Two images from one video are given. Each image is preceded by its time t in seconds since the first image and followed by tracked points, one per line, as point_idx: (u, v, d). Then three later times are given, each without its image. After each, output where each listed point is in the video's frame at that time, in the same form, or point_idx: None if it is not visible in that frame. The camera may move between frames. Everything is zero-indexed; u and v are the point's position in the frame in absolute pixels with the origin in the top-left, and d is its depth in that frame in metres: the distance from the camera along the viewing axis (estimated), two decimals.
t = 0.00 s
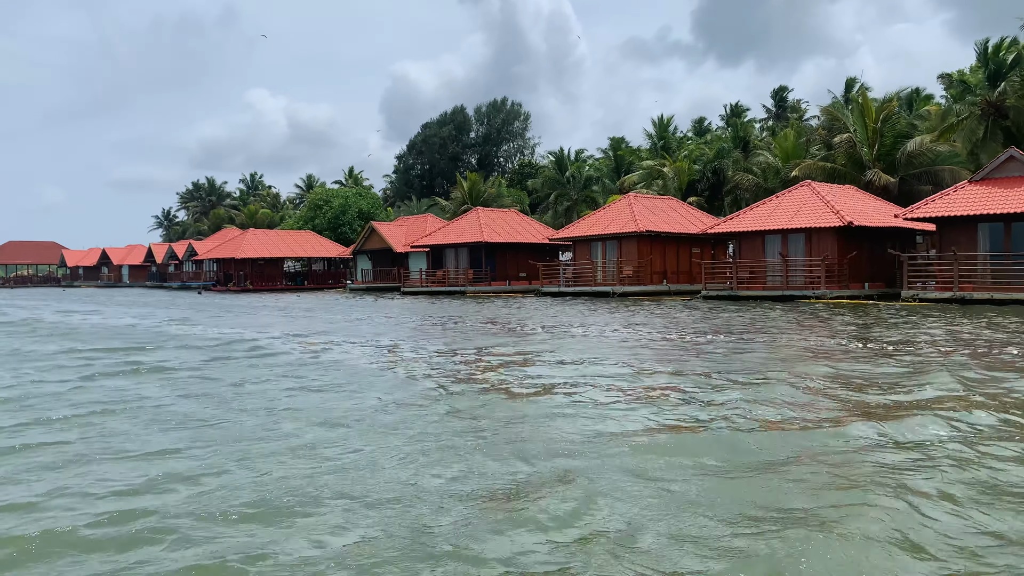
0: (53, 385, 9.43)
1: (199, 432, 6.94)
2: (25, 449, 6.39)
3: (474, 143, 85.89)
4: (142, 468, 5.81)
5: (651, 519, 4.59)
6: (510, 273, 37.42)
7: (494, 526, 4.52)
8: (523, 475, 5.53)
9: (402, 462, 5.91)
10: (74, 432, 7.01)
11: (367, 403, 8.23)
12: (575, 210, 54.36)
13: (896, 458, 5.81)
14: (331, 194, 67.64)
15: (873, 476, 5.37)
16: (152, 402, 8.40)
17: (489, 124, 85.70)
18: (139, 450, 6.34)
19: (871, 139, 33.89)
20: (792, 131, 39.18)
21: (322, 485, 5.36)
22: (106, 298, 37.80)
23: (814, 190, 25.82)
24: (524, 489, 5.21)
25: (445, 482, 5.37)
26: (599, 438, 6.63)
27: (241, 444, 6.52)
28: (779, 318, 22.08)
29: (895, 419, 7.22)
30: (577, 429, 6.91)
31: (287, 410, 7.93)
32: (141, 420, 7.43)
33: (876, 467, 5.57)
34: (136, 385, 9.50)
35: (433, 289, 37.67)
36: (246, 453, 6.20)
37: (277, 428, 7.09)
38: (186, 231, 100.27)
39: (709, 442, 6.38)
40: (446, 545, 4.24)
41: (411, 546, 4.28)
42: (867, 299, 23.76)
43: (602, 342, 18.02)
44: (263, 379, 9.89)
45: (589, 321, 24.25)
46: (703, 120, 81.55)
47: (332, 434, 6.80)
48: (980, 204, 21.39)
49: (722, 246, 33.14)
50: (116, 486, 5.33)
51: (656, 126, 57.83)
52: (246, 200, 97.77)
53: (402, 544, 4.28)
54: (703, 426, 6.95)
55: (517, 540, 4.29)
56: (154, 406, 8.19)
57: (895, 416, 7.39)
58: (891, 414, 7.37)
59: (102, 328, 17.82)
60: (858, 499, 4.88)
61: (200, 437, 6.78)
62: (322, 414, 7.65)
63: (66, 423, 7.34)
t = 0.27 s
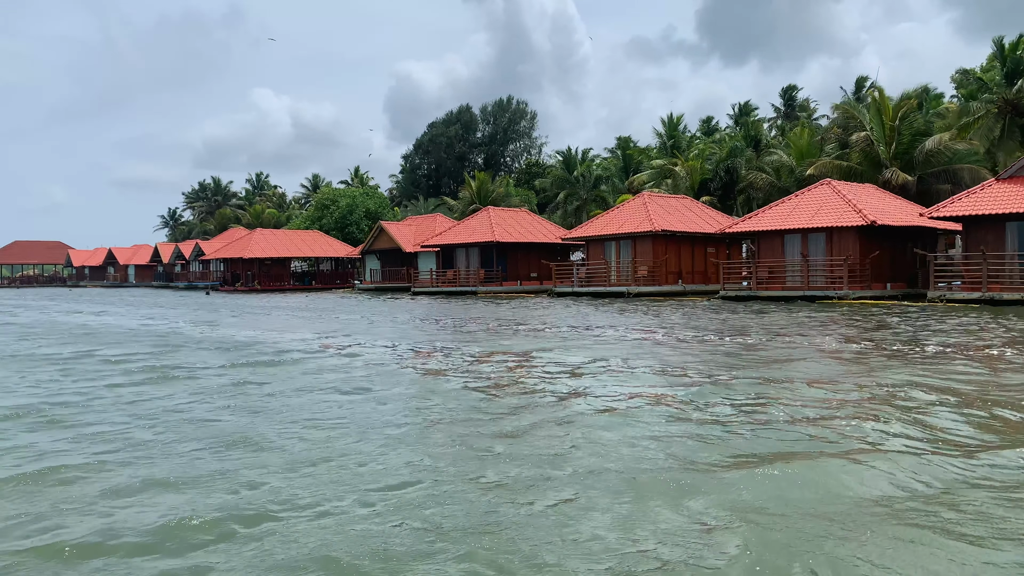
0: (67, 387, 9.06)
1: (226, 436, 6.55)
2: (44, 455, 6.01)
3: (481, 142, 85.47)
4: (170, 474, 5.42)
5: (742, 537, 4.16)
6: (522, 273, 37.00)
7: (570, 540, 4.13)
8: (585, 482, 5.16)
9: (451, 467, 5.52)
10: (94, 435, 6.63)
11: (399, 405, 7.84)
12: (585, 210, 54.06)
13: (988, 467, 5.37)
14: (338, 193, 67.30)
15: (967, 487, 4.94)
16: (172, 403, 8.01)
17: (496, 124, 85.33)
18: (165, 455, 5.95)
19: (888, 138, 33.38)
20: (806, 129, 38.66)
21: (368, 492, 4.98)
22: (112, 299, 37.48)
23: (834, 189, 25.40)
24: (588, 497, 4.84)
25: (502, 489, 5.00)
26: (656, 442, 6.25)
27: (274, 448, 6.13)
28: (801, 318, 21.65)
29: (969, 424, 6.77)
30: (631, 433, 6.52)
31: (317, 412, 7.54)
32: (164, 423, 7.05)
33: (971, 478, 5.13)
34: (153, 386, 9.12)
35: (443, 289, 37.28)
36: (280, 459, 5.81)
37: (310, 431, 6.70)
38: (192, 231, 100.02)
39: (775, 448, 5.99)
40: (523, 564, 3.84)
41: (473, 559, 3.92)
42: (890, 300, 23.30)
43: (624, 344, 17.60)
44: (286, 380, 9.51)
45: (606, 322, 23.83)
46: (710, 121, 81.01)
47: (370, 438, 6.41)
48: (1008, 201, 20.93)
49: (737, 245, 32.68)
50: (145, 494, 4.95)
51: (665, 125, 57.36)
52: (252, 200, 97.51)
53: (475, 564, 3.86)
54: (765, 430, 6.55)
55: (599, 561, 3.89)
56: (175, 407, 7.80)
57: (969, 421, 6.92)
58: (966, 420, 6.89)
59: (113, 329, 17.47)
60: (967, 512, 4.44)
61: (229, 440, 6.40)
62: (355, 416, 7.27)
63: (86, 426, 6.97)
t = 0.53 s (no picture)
0: (85, 391, 8.66)
1: (261, 446, 6.14)
2: (69, 467, 5.60)
3: (487, 143, 85.06)
4: (209, 489, 5.02)
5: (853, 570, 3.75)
6: (533, 274, 36.61)
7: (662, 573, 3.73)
8: (660, 500, 4.76)
9: (511, 482, 5.12)
10: (120, 444, 6.23)
11: (438, 412, 7.43)
12: (594, 210, 53.53)
13: None
14: (344, 194, 66.94)
15: None
16: (196, 409, 7.61)
17: (501, 124, 84.89)
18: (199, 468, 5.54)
19: (905, 135, 32.87)
20: (821, 127, 38.07)
21: (421, 510, 4.58)
22: (120, 301, 37.11)
23: (855, 187, 24.95)
24: (669, 519, 4.44)
25: (574, 509, 4.60)
26: (720, 454, 5.85)
27: (315, 460, 5.73)
28: (825, 319, 21.20)
29: None
30: (694, 445, 6.11)
31: (352, 420, 7.13)
32: (188, 431, 6.64)
33: None
34: (175, 389, 8.71)
35: (453, 290, 36.85)
36: (324, 472, 5.41)
37: (349, 441, 6.30)
38: (197, 233, 99.67)
39: (856, 461, 5.58)
40: None
41: None
42: (914, 300, 22.85)
43: (648, 346, 17.16)
44: (313, 384, 9.09)
45: (624, 323, 23.39)
46: (717, 120, 80.56)
47: (415, 448, 6.01)
48: None
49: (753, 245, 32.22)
50: (185, 512, 4.55)
51: (675, 125, 56.85)
52: (257, 201, 97.20)
53: None
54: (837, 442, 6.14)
55: None
56: (201, 413, 7.40)
57: None
58: None
59: (126, 332, 17.09)
60: None
61: (265, 451, 6.00)
62: (391, 424, 6.86)
63: (110, 435, 6.57)
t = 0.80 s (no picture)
0: (99, 398, 8.24)
1: (299, 458, 5.68)
2: (91, 484, 5.15)
3: (493, 144, 84.53)
4: (248, 509, 4.57)
5: None
6: (544, 276, 36.23)
7: None
8: (753, 523, 4.25)
9: (579, 501, 4.63)
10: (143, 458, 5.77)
11: (482, 420, 6.96)
12: (604, 211, 52.94)
13: None
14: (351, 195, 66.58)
15: None
16: (221, 419, 7.14)
17: (508, 125, 84.42)
18: (235, 483, 5.09)
19: (923, 135, 32.33)
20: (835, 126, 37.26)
21: (479, 531, 4.15)
22: (126, 303, 36.75)
23: (877, 186, 24.47)
24: (772, 545, 3.91)
25: (656, 533, 4.09)
26: (791, 463, 5.41)
27: (360, 473, 5.27)
28: (849, 321, 20.74)
29: None
30: (768, 455, 5.63)
31: (390, 430, 6.65)
32: (213, 441, 6.22)
33: None
34: (195, 397, 8.25)
35: (464, 292, 36.42)
36: (369, 490, 4.92)
37: (387, 451, 5.86)
38: (202, 235, 99.39)
39: (950, 473, 5.11)
40: None
41: None
42: (939, 302, 22.37)
43: (673, 348, 16.70)
44: (343, 391, 8.64)
45: (641, 325, 22.95)
46: (725, 120, 79.99)
47: (467, 460, 5.53)
48: None
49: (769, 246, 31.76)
50: (220, 534, 4.13)
51: (684, 125, 56.34)
52: (262, 203, 96.88)
53: None
54: (924, 451, 5.66)
55: None
56: (227, 423, 6.95)
57: None
58: None
59: (138, 335, 16.71)
60: None
61: (303, 466, 5.52)
62: (429, 432, 6.43)
63: (135, 447, 6.12)
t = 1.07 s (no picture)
0: (125, 410, 7.89)
1: (352, 481, 5.33)
2: (131, 515, 4.74)
3: (500, 145, 84.05)
4: (311, 544, 4.22)
5: None
6: (557, 277, 35.91)
7: None
8: (882, 573, 3.81)
9: (674, 541, 4.25)
10: (184, 483, 5.35)
11: (537, 436, 6.54)
12: (614, 212, 52.29)
13: None
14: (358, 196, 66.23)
15: None
16: (258, 435, 6.73)
17: (514, 126, 84.01)
18: (289, 516, 4.67)
19: (943, 135, 31.87)
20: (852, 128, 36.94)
21: None
22: (135, 305, 36.42)
23: (901, 187, 24.07)
24: None
25: None
26: (880, 490, 5.05)
27: (422, 501, 4.91)
28: (874, 324, 20.33)
29: None
30: (860, 482, 5.21)
31: (441, 449, 6.24)
32: (254, 462, 5.87)
33: None
34: (225, 409, 7.85)
35: (475, 293, 36.03)
36: (437, 526, 4.50)
37: (441, 475, 5.51)
38: (208, 236, 99.14)
39: None
40: None
41: None
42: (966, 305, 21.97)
43: (701, 350, 16.26)
44: (380, 401, 8.22)
45: (661, 328, 22.55)
46: (733, 121, 79.54)
47: (530, 487, 5.17)
48: None
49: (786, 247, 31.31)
50: None
51: (695, 125, 55.87)
52: (268, 204, 96.59)
53: None
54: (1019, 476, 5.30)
55: None
56: (266, 440, 6.54)
57: None
58: None
59: (152, 339, 16.32)
60: None
61: (359, 492, 5.11)
62: (480, 452, 6.08)
63: (172, 469, 5.71)
